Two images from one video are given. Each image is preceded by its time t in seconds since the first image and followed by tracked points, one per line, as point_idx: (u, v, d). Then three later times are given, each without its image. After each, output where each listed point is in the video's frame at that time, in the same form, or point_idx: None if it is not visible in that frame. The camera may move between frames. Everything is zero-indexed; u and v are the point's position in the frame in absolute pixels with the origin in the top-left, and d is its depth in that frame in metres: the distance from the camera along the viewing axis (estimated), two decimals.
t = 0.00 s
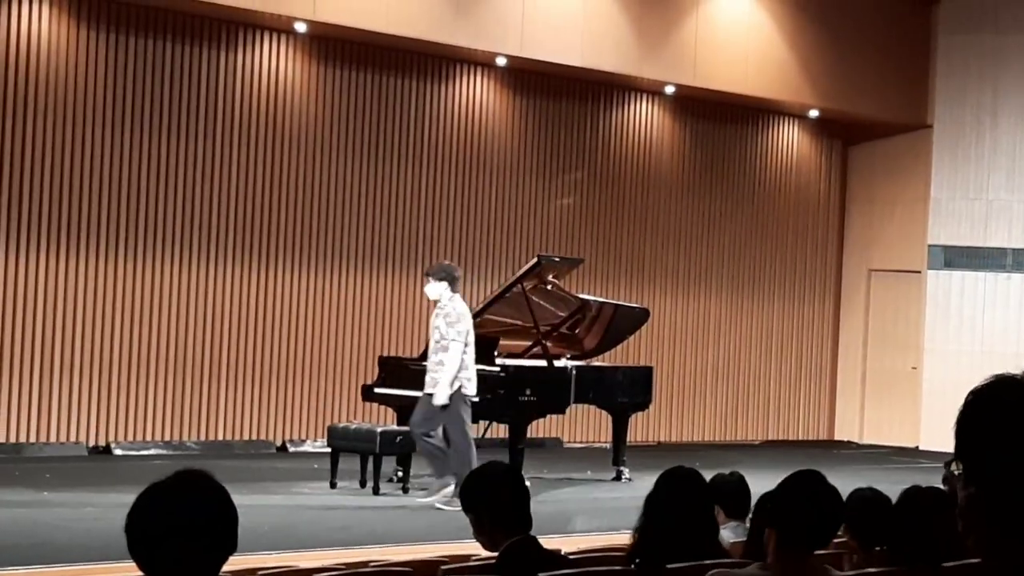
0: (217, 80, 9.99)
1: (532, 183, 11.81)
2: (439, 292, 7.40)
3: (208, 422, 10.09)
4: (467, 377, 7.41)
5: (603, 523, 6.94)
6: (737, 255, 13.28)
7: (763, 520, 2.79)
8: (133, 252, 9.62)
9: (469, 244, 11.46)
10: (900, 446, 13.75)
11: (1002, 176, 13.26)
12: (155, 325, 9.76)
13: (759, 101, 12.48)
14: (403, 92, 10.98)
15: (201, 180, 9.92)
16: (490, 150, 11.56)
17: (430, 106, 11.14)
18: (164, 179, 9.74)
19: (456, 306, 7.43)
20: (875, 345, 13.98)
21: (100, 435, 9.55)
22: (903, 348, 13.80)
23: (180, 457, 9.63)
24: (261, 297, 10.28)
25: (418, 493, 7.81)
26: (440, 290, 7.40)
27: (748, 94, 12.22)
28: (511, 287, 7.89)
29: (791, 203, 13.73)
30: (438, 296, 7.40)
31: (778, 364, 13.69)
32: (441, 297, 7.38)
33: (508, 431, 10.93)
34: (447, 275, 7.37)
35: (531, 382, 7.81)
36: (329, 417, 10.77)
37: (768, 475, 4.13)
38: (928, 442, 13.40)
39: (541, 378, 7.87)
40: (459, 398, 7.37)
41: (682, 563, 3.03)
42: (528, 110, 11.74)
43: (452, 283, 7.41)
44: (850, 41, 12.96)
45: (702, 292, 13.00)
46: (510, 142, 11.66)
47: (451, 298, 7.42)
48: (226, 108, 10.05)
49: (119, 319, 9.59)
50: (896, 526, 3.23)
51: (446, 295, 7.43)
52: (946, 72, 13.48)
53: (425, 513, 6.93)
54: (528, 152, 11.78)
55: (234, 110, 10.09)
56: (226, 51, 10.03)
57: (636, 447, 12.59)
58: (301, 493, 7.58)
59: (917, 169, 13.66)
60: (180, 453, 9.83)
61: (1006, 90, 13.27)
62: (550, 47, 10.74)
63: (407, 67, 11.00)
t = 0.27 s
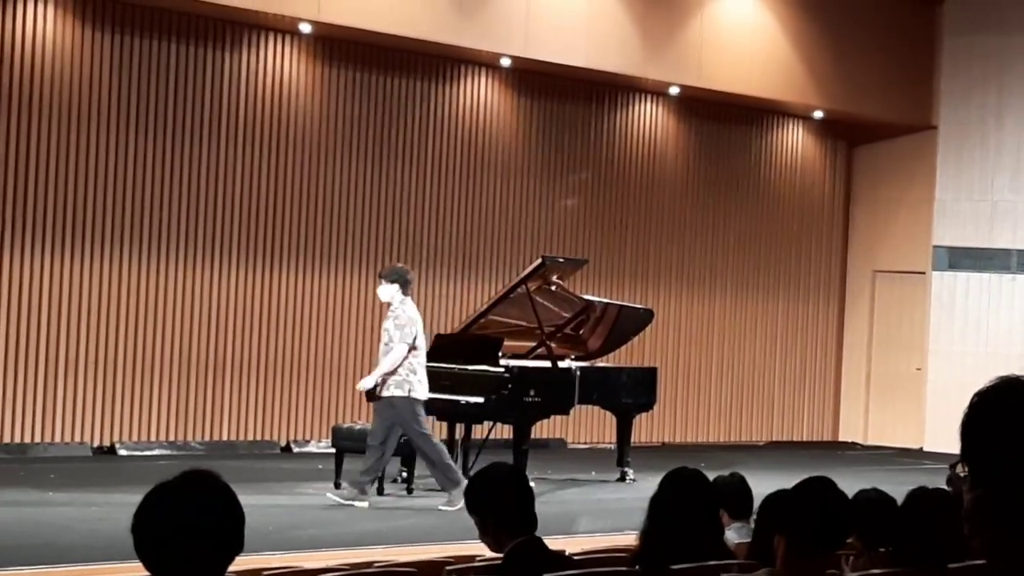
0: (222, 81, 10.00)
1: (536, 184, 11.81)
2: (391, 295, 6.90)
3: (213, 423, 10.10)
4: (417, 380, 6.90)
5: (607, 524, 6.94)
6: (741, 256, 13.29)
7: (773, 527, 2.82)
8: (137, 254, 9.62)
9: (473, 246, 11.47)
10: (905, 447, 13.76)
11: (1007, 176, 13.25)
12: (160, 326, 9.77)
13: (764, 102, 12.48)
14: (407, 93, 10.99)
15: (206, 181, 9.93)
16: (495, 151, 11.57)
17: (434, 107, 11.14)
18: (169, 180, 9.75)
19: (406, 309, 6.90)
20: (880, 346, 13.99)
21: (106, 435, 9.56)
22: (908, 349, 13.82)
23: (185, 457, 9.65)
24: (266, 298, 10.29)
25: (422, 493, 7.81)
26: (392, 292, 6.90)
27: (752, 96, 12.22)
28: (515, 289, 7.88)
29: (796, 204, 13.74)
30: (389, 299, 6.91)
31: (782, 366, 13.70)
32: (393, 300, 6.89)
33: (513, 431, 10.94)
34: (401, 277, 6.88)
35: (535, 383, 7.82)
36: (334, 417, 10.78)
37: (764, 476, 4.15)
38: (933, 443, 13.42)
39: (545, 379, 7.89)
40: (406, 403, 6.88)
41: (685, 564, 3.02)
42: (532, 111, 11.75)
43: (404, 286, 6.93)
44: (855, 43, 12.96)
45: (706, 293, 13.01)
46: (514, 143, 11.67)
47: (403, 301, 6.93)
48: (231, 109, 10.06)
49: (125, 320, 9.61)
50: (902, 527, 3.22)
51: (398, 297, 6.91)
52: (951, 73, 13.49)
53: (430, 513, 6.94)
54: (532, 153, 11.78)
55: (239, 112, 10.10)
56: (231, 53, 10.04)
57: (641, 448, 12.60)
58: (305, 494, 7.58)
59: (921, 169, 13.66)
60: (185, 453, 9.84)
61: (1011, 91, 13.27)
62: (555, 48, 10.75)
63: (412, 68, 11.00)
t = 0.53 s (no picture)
0: (230, 81, 10.00)
1: (544, 184, 11.81)
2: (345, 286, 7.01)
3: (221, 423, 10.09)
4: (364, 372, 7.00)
5: (614, 525, 6.94)
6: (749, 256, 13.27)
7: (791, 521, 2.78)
8: (145, 254, 9.63)
9: (481, 246, 11.46)
10: (913, 448, 13.71)
11: (1016, 177, 13.23)
12: (168, 325, 9.77)
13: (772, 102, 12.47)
14: (415, 93, 10.99)
15: (213, 182, 9.93)
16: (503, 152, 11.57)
17: (442, 108, 11.14)
18: (177, 180, 9.75)
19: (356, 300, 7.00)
20: (888, 348, 13.93)
21: (113, 435, 9.55)
22: (917, 350, 13.76)
23: (192, 457, 9.63)
24: (273, 298, 10.29)
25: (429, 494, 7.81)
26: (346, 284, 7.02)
27: (761, 96, 12.21)
28: (523, 290, 7.88)
29: (804, 204, 13.71)
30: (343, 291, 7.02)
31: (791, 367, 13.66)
32: (345, 292, 7.00)
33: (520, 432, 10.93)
34: (355, 271, 6.99)
35: (542, 384, 7.79)
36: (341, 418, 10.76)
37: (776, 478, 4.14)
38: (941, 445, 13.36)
39: (553, 379, 7.86)
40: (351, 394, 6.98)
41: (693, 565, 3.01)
42: (540, 112, 11.75)
43: (359, 278, 7.02)
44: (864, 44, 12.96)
45: (714, 294, 13.00)
46: (522, 144, 11.66)
47: (357, 293, 7.02)
48: (238, 109, 10.06)
49: (133, 321, 9.61)
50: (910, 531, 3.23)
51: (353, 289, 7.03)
52: (960, 74, 13.47)
53: (436, 514, 6.94)
54: (540, 153, 11.78)
55: (247, 112, 10.10)
56: (239, 53, 10.04)
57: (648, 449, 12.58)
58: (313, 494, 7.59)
59: (930, 170, 13.63)
60: (192, 453, 9.83)
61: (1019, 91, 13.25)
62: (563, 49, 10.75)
63: (420, 69, 11.00)
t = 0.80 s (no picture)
0: (242, 82, 10.02)
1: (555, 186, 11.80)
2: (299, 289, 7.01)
3: (233, 424, 10.10)
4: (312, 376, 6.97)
5: (626, 526, 6.94)
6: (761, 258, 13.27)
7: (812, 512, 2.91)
8: (158, 255, 9.64)
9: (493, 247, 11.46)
10: (925, 451, 13.72)
11: None
12: (180, 326, 9.78)
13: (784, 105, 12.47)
14: (427, 94, 10.99)
15: (226, 183, 9.95)
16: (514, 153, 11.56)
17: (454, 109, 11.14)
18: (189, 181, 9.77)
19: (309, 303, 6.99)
20: (899, 351, 13.92)
21: (125, 436, 9.56)
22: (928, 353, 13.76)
23: (205, 458, 9.65)
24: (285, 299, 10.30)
25: (441, 495, 7.81)
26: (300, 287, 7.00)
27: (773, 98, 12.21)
28: (534, 291, 7.88)
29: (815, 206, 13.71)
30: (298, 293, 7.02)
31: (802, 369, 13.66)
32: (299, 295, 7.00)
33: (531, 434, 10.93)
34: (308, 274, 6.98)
35: (554, 386, 7.77)
36: (353, 420, 10.76)
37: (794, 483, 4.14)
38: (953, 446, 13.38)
39: (565, 381, 7.84)
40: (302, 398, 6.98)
41: (703, 567, 3.00)
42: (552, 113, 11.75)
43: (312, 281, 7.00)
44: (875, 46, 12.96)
45: (726, 296, 12.99)
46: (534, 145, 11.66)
47: (311, 296, 7.02)
48: (251, 110, 10.08)
49: (145, 322, 9.62)
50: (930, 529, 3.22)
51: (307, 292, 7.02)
52: (971, 77, 13.49)
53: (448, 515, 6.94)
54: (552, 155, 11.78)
55: (259, 112, 10.11)
56: (251, 54, 10.06)
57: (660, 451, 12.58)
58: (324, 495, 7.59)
59: (941, 172, 13.65)
60: (204, 454, 9.84)
61: None
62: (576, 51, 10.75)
63: (431, 70, 11.01)
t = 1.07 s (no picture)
0: (309, 84, 10.07)
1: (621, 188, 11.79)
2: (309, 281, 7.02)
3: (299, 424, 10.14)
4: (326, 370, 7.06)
5: (692, 529, 6.92)
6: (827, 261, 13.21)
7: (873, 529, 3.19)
8: (225, 255, 9.69)
9: (558, 249, 11.45)
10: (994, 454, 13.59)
11: None
12: (247, 326, 9.82)
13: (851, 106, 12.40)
14: (492, 96, 11.01)
15: (292, 184, 10.00)
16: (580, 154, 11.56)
17: (519, 111, 11.16)
18: (256, 182, 9.82)
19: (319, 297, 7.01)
20: (968, 354, 13.80)
21: (192, 435, 9.60)
22: (998, 356, 13.64)
23: (272, 458, 9.69)
24: (351, 300, 10.34)
25: (506, 496, 7.80)
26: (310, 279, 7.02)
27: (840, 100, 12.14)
28: (599, 292, 7.87)
29: (884, 208, 13.62)
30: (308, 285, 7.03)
31: (869, 372, 13.56)
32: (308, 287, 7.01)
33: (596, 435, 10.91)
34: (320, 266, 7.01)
35: (618, 387, 7.72)
36: (418, 421, 10.77)
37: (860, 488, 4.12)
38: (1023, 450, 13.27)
39: (629, 383, 7.79)
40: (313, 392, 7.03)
41: (772, 571, 3.00)
42: (617, 115, 11.74)
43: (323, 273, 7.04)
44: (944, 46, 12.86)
45: (793, 298, 12.93)
46: (599, 147, 11.65)
47: (320, 288, 7.03)
48: (318, 111, 10.13)
49: (212, 322, 9.67)
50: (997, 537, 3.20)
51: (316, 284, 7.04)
52: None
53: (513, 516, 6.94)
54: (617, 156, 11.77)
55: (325, 114, 10.16)
56: (318, 56, 10.11)
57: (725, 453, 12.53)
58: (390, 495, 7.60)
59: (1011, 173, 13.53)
60: (271, 454, 9.87)
61: None
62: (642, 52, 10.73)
63: (497, 72, 11.03)
